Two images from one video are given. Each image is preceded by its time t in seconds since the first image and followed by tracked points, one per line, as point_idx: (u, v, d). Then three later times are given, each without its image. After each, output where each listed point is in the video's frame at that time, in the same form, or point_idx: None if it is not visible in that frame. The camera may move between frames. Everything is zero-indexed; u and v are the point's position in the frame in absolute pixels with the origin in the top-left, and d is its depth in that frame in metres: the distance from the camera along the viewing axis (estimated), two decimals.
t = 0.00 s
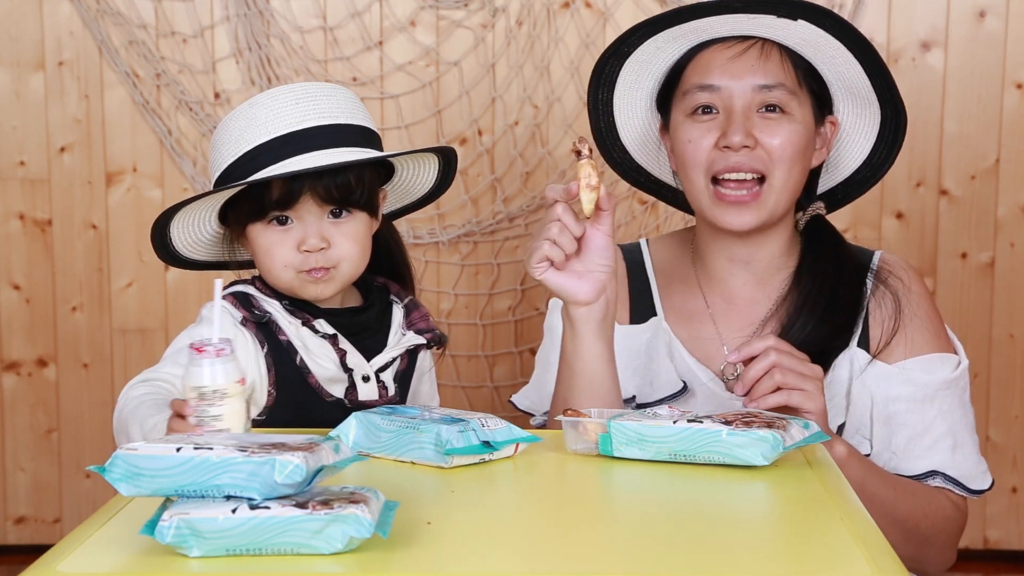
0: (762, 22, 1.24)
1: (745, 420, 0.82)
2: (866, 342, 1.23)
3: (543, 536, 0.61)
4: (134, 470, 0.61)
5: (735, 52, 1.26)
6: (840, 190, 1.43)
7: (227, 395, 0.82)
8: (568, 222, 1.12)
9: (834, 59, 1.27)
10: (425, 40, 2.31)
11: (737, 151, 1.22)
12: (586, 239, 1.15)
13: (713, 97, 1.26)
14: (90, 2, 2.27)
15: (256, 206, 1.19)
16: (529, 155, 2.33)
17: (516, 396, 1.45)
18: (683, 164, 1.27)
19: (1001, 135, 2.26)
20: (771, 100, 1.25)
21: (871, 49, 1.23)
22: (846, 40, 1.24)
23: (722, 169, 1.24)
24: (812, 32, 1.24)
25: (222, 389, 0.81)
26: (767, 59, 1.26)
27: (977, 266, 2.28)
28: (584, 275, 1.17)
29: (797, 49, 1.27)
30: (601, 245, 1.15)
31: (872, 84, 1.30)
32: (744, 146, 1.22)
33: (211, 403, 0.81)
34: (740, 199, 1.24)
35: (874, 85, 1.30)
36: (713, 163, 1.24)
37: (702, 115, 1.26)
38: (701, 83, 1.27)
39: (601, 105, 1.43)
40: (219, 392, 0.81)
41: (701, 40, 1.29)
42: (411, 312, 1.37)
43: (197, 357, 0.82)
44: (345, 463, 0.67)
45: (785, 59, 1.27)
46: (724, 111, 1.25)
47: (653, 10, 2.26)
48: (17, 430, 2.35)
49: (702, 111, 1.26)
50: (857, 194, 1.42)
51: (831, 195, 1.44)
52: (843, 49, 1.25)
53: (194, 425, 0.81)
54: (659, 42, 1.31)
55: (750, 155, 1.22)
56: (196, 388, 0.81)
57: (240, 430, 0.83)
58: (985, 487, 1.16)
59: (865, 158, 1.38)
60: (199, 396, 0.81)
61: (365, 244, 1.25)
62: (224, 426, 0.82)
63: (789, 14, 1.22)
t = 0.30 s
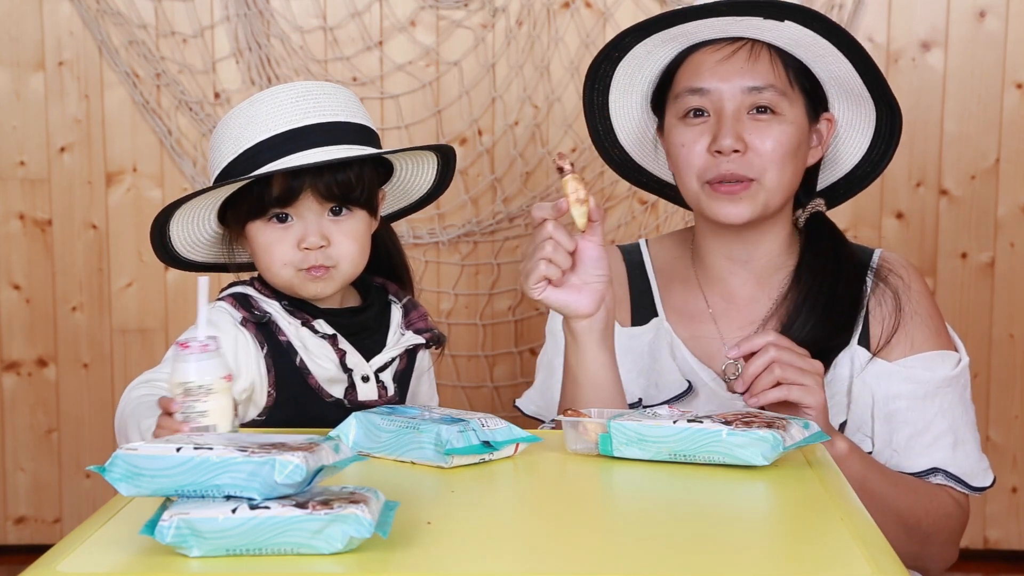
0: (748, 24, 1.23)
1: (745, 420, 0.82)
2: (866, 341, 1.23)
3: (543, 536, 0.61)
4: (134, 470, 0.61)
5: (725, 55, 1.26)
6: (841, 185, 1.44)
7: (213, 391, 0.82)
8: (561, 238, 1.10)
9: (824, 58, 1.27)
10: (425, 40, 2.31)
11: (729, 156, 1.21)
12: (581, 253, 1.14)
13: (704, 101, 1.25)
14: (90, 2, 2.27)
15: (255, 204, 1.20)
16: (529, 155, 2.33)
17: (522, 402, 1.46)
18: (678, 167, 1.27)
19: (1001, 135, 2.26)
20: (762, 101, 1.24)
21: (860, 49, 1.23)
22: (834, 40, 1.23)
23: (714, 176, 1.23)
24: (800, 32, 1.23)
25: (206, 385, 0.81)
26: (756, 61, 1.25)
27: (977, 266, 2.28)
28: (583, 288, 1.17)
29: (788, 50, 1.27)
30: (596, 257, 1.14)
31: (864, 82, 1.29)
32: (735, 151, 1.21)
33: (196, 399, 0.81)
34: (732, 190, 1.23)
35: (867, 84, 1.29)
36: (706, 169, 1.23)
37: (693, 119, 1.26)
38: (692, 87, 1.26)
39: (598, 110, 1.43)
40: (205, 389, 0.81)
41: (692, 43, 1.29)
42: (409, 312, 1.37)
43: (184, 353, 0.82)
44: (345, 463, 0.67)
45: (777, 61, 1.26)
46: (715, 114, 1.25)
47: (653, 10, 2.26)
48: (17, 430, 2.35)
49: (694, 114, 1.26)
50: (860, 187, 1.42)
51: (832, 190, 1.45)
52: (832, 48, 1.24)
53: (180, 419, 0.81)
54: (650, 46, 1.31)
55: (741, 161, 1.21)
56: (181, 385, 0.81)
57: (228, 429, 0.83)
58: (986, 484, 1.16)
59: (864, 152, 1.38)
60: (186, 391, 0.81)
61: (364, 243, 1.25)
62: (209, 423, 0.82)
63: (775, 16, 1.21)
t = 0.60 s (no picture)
0: (746, 26, 1.23)
1: (745, 420, 0.82)
2: (868, 342, 1.23)
3: (544, 536, 0.61)
4: (134, 471, 0.61)
5: (724, 57, 1.26)
6: (846, 183, 1.43)
7: (242, 388, 0.83)
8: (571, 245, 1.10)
9: (823, 57, 1.26)
10: (425, 40, 2.31)
11: (729, 156, 1.21)
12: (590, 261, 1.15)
13: (705, 103, 1.25)
14: (90, 2, 2.27)
15: (254, 203, 1.20)
16: (529, 155, 2.33)
17: (523, 401, 1.46)
18: (678, 169, 1.27)
19: (1001, 135, 2.26)
20: (761, 104, 1.24)
21: (858, 47, 1.23)
22: (833, 41, 1.23)
23: (714, 174, 1.23)
24: (799, 33, 1.23)
25: (236, 382, 0.83)
26: (755, 62, 1.25)
27: (977, 266, 2.28)
28: (589, 295, 1.17)
29: (787, 50, 1.26)
30: (605, 264, 1.15)
31: (865, 81, 1.29)
32: (736, 151, 1.21)
33: (226, 395, 0.83)
34: (735, 190, 1.23)
35: (867, 82, 1.29)
36: (706, 168, 1.23)
37: (693, 122, 1.26)
38: (691, 90, 1.26)
39: (599, 112, 1.43)
40: (234, 385, 0.83)
41: (692, 45, 1.29)
42: (409, 312, 1.37)
43: (215, 350, 0.84)
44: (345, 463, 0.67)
45: (776, 61, 1.26)
46: (715, 116, 1.24)
47: (653, 10, 2.27)
48: (17, 430, 2.35)
49: (694, 118, 1.26)
50: (864, 185, 1.42)
51: (837, 188, 1.44)
52: (829, 47, 1.24)
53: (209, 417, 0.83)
54: (649, 49, 1.31)
55: (742, 160, 1.22)
56: (211, 380, 0.83)
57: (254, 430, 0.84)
58: (987, 486, 1.16)
59: (867, 151, 1.38)
60: (215, 389, 0.83)
61: (363, 242, 1.25)
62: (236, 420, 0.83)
63: (773, 17, 1.21)
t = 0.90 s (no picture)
0: (751, 23, 1.24)
1: (745, 420, 0.82)
2: (868, 342, 1.23)
3: (544, 536, 0.61)
4: (134, 471, 0.61)
5: (728, 54, 1.26)
6: (845, 185, 1.43)
7: (221, 396, 0.82)
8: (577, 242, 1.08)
9: (827, 57, 1.27)
10: (425, 40, 2.31)
11: (732, 154, 1.21)
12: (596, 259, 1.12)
13: (708, 101, 1.25)
14: (90, 2, 2.27)
15: (253, 203, 1.20)
16: (529, 155, 2.33)
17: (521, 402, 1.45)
18: (681, 168, 1.27)
19: (1001, 136, 2.26)
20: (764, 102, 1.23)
21: (861, 46, 1.23)
22: (837, 39, 1.23)
23: (717, 172, 1.23)
24: (805, 32, 1.23)
25: (214, 390, 0.81)
26: (759, 60, 1.25)
27: (977, 266, 2.28)
28: (597, 293, 1.15)
29: (791, 49, 1.27)
30: (612, 263, 1.12)
31: (867, 82, 1.29)
32: (738, 149, 1.21)
33: (204, 404, 0.81)
34: (736, 189, 1.23)
35: (870, 83, 1.30)
36: (710, 167, 1.23)
37: (697, 121, 1.25)
38: (695, 87, 1.26)
39: (602, 110, 1.43)
40: (212, 394, 0.81)
41: (696, 41, 1.29)
42: (408, 312, 1.36)
43: (192, 358, 0.82)
44: (344, 463, 0.67)
45: (779, 59, 1.26)
46: (719, 113, 1.24)
47: (653, 10, 2.27)
48: (17, 430, 2.36)
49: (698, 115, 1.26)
50: (864, 188, 1.42)
51: (836, 190, 1.45)
52: (834, 47, 1.25)
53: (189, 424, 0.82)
54: (654, 45, 1.31)
55: (745, 157, 1.21)
56: (187, 390, 0.81)
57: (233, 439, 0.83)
58: (987, 486, 1.16)
59: (866, 153, 1.38)
60: (193, 397, 0.81)
61: (362, 242, 1.25)
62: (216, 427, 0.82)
63: (779, 14, 1.21)
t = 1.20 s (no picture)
0: (771, 31, 1.23)
1: (745, 420, 0.82)
2: (859, 339, 1.23)
3: (542, 536, 0.61)
4: (134, 471, 0.61)
5: (744, 59, 1.26)
6: (831, 187, 1.44)
7: (232, 392, 0.82)
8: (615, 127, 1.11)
9: (839, 68, 1.27)
10: (425, 40, 2.31)
11: (741, 161, 1.21)
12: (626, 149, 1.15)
13: (719, 104, 1.25)
14: (90, 2, 2.27)
15: (253, 200, 1.20)
16: (529, 155, 2.33)
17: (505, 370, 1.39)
18: (686, 167, 1.27)
19: (1001, 136, 2.26)
20: (777, 110, 1.25)
21: (877, 61, 1.24)
22: (853, 52, 1.24)
23: (722, 177, 1.23)
24: (822, 43, 1.23)
25: (225, 386, 0.82)
26: (774, 68, 1.25)
27: (976, 266, 2.28)
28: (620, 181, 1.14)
29: (804, 57, 1.27)
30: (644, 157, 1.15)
31: (875, 94, 1.30)
32: (748, 156, 1.21)
33: (215, 400, 0.81)
34: (742, 197, 1.23)
35: (878, 96, 1.30)
36: (716, 171, 1.23)
37: (706, 122, 1.26)
38: (708, 90, 1.26)
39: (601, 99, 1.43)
40: (223, 390, 0.82)
41: (709, 43, 1.28)
42: (408, 312, 1.36)
43: (202, 355, 0.82)
44: (345, 463, 0.67)
45: (793, 68, 1.26)
46: (730, 118, 1.24)
47: (653, 10, 2.27)
48: (17, 430, 2.36)
49: (708, 116, 1.26)
50: (853, 193, 1.42)
51: (822, 192, 1.45)
52: (848, 59, 1.25)
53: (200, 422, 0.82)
54: (665, 45, 1.30)
55: (754, 165, 1.22)
56: (198, 386, 0.81)
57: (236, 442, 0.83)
58: (977, 483, 1.16)
59: (863, 156, 1.38)
60: (203, 394, 0.81)
61: (362, 240, 1.25)
62: (227, 425, 0.82)
63: (801, 26, 1.21)
